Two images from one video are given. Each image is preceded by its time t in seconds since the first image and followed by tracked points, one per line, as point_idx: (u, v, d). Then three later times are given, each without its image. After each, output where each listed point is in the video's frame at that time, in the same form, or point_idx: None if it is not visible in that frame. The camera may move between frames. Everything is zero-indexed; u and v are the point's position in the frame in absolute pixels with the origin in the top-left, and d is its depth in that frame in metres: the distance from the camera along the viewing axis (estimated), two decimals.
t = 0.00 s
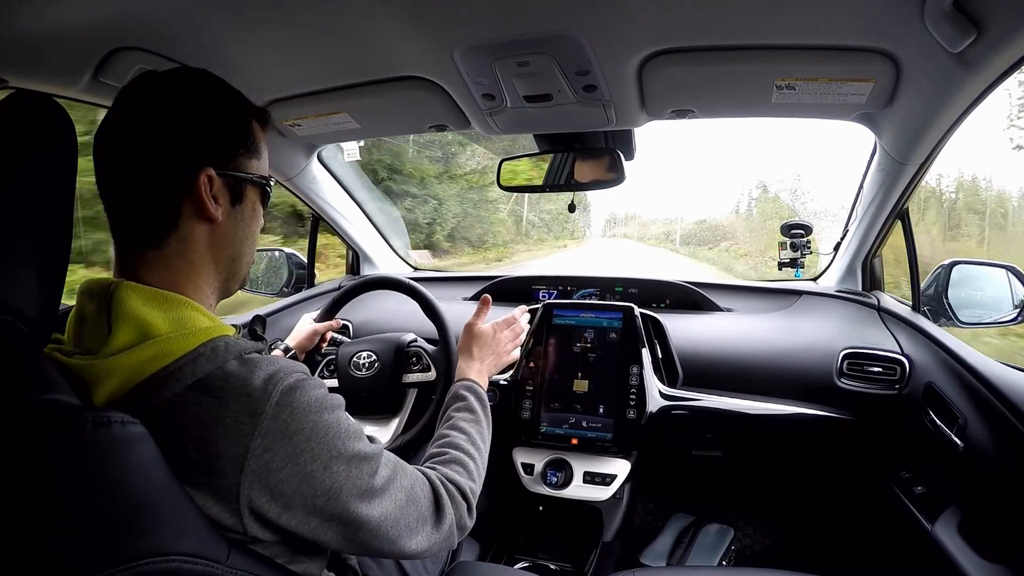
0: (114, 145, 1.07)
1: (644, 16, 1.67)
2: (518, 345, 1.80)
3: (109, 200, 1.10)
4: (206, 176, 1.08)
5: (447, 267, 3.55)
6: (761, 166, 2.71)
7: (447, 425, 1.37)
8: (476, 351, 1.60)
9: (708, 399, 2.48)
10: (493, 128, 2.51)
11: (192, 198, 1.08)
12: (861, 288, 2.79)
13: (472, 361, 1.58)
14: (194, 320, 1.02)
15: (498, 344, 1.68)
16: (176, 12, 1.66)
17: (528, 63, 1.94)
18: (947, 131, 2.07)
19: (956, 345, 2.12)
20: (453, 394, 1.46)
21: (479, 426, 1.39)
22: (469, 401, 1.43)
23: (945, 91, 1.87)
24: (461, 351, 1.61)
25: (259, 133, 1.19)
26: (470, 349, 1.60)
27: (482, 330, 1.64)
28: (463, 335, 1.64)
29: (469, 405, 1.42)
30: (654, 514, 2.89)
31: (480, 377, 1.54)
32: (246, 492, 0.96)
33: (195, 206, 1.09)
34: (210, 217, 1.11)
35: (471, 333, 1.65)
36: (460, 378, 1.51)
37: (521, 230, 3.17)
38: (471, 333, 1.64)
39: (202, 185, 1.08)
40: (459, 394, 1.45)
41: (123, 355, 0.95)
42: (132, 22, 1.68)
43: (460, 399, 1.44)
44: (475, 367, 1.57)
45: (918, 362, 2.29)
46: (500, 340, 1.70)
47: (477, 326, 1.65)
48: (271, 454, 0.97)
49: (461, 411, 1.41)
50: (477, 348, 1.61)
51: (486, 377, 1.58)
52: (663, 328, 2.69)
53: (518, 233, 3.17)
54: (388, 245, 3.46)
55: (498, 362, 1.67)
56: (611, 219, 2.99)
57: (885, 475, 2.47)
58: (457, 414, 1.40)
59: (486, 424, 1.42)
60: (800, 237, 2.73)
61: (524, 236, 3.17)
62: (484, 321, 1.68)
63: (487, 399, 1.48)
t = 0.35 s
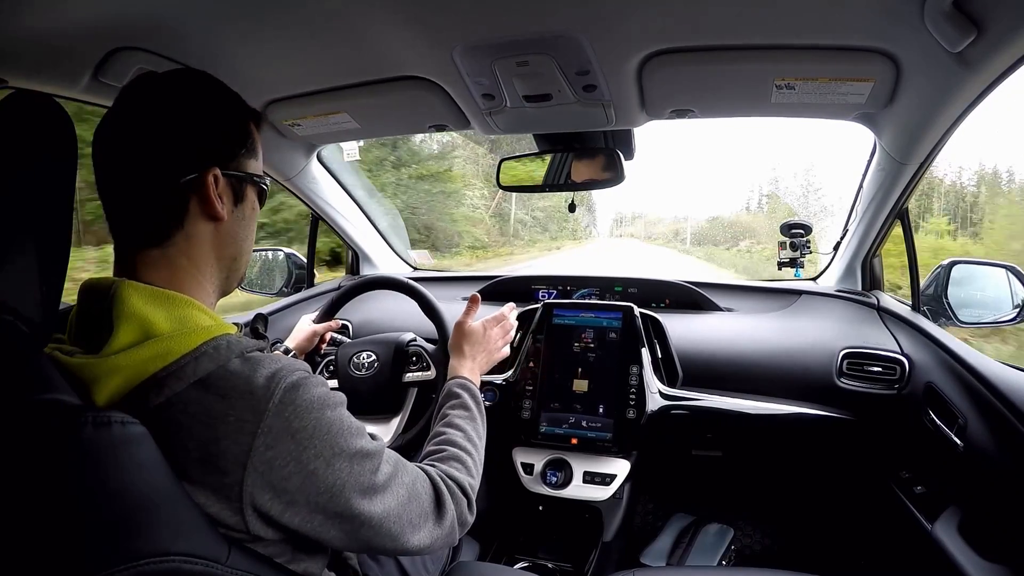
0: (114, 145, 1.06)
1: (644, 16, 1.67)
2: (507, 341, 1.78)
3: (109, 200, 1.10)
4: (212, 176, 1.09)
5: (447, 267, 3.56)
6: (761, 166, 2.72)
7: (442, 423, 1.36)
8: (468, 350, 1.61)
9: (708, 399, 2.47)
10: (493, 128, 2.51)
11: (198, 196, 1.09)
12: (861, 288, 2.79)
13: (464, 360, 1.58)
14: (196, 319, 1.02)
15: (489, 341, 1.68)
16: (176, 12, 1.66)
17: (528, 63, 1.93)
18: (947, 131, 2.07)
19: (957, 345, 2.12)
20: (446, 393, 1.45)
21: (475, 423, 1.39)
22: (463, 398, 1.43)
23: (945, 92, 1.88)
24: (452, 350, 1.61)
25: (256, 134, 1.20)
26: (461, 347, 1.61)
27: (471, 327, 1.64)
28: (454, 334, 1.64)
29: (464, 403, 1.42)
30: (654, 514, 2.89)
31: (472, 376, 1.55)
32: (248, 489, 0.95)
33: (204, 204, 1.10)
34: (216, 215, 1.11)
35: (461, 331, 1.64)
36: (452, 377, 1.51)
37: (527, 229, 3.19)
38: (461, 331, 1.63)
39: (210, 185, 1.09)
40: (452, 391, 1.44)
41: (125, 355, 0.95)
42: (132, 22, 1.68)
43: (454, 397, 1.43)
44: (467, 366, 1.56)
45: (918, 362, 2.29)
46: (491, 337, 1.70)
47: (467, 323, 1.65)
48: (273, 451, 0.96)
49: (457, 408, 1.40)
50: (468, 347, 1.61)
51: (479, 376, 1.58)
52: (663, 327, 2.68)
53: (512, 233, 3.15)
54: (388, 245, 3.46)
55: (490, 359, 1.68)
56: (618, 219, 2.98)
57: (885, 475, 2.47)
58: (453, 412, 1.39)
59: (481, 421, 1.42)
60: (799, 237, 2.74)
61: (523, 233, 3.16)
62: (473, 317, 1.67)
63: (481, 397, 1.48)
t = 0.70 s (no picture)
0: (111, 144, 1.06)
1: (644, 16, 1.67)
2: (502, 336, 1.79)
3: (101, 201, 1.08)
4: (212, 175, 1.11)
5: (447, 267, 3.56)
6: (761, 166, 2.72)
7: (442, 418, 1.36)
8: (463, 345, 1.61)
9: (709, 399, 2.46)
10: (493, 128, 2.51)
11: (200, 193, 1.10)
12: (861, 288, 2.79)
13: (460, 355, 1.58)
14: (194, 318, 1.02)
15: (484, 335, 1.68)
16: (175, 12, 1.66)
17: (528, 63, 1.93)
18: (946, 131, 2.07)
19: (957, 345, 2.12)
20: (445, 388, 1.45)
21: (474, 418, 1.39)
22: (461, 393, 1.42)
23: (945, 92, 1.87)
24: (448, 346, 1.61)
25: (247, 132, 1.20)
26: (457, 343, 1.61)
27: (466, 322, 1.65)
28: (449, 330, 1.64)
29: (463, 397, 1.42)
30: (654, 514, 2.89)
31: (470, 369, 1.55)
32: (250, 487, 0.95)
33: (203, 205, 1.11)
34: (215, 214, 1.13)
35: (456, 326, 1.65)
36: (450, 372, 1.51)
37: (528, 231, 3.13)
38: (456, 326, 1.64)
39: (209, 184, 1.11)
40: (450, 386, 1.44)
41: (125, 355, 0.95)
42: (132, 22, 1.68)
43: (454, 392, 1.43)
44: (464, 361, 1.56)
45: (918, 361, 2.30)
46: (486, 332, 1.70)
47: (461, 318, 1.65)
48: (274, 448, 0.96)
49: (455, 403, 1.40)
50: (463, 342, 1.61)
51: (476, 370, 1.58)
52: (663, 327, 2.61)
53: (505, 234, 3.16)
54: (388, 245, 3.46)
55: (486, 354, 1.68)
56: (626, 219, 2.95)
57: (886, 475, 2.47)
58: (452, 406, 1.39)
59: (480, 414, 1.42)
60: (799, 236, 2.74)
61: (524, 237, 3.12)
62: (467, 312, 1.68)
63: (478, 390, 1.48)
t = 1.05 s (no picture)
0: (110, 144, 1.06)
1: (644, 16, 1.67)
2: (484, 335, 1.79)
3: (103, 201, 1.09)
4: (205, 176, 1.10)
5: (447, 267, 3.57)
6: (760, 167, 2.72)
7: (434, 419, 1.35)
8: (448, 347, 1.60)
9: (708, 399, 2.46)
10: (493, 128, 2.51)
11: (192, 196, 1.09)
12: (860, 288, 2.79)
13: (446, 357, 1.58)
14: (195, 318, 1.02)
15: (467, 335, 1.68)
16: (173, 12, 1.66)
17: (527, 63, 1.93)
18: (946, 131, 2.07)
19: (957, 345, 2.12)
20: (434, 389, 1.44)
21: (465, 416, 1.38)
22: (451, 393, 1.42)
23: (945, 92, 1.87)
24: (432, 350, 1.60)
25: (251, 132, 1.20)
26: (441, 346, 1.60)
27: (446, 323, 1.64)
28: (432, 334, 1.63)
29: (453, 397, 1.41)
30: (654, 514, 2.90)
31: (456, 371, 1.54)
32: (250, 486, 0.95)
33: (196, 206, 1.10)
34: (209, 215, 1.12)
35: (438, 330, 1.63)
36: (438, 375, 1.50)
37: (522, 231, 3.11)
38: (438, 330, 1.63)
39: (201, 185, 1.09)
40: (439, 387, 1.43)
41: (124, 355, 0.95)
42: (131, 22, 1.68)
43: (442, 393, 1.42)
44: (450, 363, 1.56)
45: (918, 362, 2.30)
46: (468, 332, 1.69)
47: (441, 321, 1.64)
48: (275, 447, 0.97)
49: (445, 404, 1.40)
50: (447, 344, 1.60)
51: (463, 371, 1.58)
52: (663, 327, 2.59)
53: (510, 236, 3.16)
54: (388, 245, 3.46)
55: (470, 354, 1.68)
56: (635, 220, 3.01)
57: (885, 475, 2.48)
58: (442, 408, 1.39)
59: (470, 413, 1.42)
60: (800, 236, 2.74)
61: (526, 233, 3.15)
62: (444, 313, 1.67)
63: (467, 389, 1.48)
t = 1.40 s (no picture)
0: (110, 145, 1.06)
1: (644, 17, 1.67)
2: (483, 340, 1.78)
3: (103, 202, 1.10)
4: (196, 175, 1.08)
5: (447, 266, 3.57)
6: (761, 167, 2.72)
7: (431, 422, 1.35)
8: (442, 353, 1.61)
9: (709, 399, 2.46)
10: (493, 128, 2.51)
11: (182, 197, 1.08)
12: (861, 288, 2.79)
13: (440, 363, 1.58)
14: (193, 318, 1.02)
15: (463, 339, 1.68)
16: (174, 12, 1.66)
17: (528, 63, 1.93)
18: (947, 131, 2.07)
19: (957, 345, 2.12)
20: (430, 394, 1.44)
21: (462, 419, 1.38)
22: (448, 397, 1.41)
23: (946, 92, 1.87)
24: (427, 358, 1.61)
25: (255, 132, 1.20)
26: (435, 353, 1.61)
27: (439, 331, 1.65)
28: (427, 343, 1.65)
29: (450, 401, 1.41)
30: (654, 514, 2.90)
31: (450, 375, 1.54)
32: (248, 487, 0.95)
33: (186, 206, 1.09)
34: (200, 216, 1.11)
35: (433, 337, 1.65)
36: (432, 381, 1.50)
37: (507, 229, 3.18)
38: (432, 338, 1.64)
39: (192, 184, 1.08)
40: (436, 392, 1.43)
41: (122, 355, 0.95)
42: (132, 22, 1.68)
43: (439, 397, 1.42)
44: (445, 368, 1.56)
45: (918, 362, 2.29)
46: (465, 337, 1.69)
47: (435, 329, 1.65)
48: (273, 449, 0.96)
49: (443, 408, 1.39)
50: (441, 351, 1.61)
51: (459, 375, 1.58)
52: (663, 328, 2.58)
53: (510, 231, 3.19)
54: (388, 245, 3.46)
55: (469, 359, 1.67)
56: (644, 220, 2.96)
57: (885, 475, 2.48)
58: (439, 411, 1.38)
59: (468, 416, 1.42)
60: (800, 237, 2.74)
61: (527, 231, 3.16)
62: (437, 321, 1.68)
63: (464, 393, 1.47)
